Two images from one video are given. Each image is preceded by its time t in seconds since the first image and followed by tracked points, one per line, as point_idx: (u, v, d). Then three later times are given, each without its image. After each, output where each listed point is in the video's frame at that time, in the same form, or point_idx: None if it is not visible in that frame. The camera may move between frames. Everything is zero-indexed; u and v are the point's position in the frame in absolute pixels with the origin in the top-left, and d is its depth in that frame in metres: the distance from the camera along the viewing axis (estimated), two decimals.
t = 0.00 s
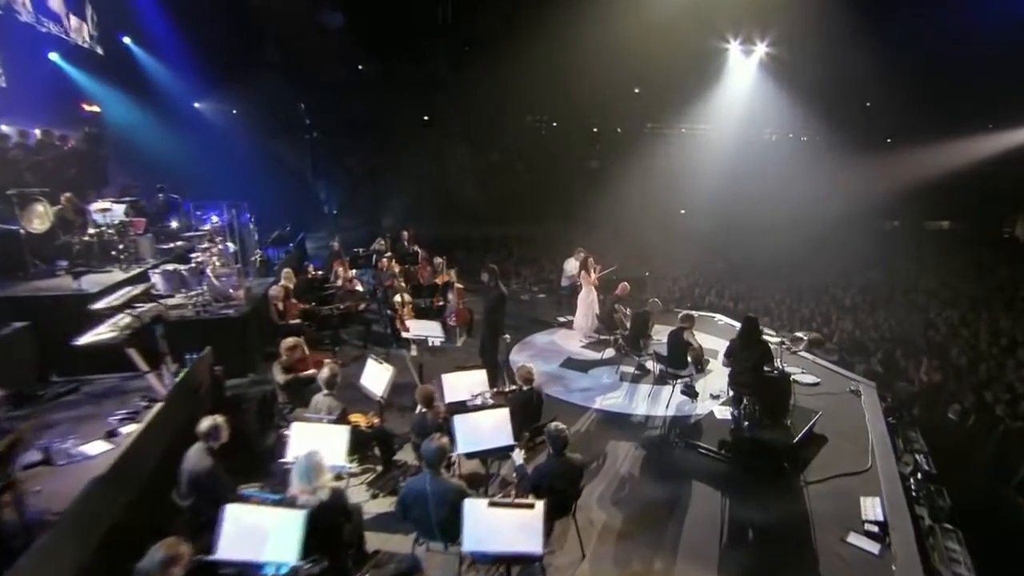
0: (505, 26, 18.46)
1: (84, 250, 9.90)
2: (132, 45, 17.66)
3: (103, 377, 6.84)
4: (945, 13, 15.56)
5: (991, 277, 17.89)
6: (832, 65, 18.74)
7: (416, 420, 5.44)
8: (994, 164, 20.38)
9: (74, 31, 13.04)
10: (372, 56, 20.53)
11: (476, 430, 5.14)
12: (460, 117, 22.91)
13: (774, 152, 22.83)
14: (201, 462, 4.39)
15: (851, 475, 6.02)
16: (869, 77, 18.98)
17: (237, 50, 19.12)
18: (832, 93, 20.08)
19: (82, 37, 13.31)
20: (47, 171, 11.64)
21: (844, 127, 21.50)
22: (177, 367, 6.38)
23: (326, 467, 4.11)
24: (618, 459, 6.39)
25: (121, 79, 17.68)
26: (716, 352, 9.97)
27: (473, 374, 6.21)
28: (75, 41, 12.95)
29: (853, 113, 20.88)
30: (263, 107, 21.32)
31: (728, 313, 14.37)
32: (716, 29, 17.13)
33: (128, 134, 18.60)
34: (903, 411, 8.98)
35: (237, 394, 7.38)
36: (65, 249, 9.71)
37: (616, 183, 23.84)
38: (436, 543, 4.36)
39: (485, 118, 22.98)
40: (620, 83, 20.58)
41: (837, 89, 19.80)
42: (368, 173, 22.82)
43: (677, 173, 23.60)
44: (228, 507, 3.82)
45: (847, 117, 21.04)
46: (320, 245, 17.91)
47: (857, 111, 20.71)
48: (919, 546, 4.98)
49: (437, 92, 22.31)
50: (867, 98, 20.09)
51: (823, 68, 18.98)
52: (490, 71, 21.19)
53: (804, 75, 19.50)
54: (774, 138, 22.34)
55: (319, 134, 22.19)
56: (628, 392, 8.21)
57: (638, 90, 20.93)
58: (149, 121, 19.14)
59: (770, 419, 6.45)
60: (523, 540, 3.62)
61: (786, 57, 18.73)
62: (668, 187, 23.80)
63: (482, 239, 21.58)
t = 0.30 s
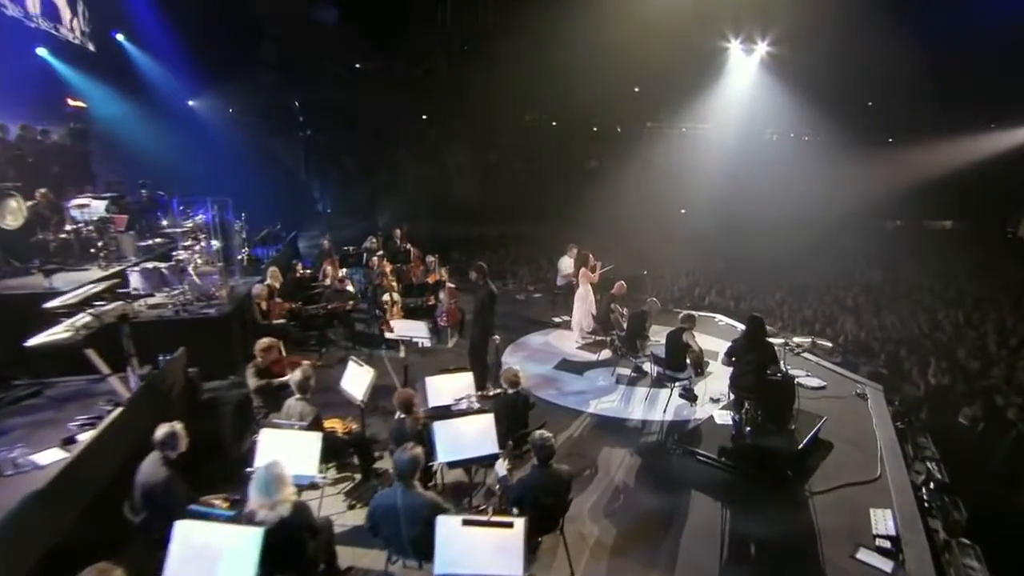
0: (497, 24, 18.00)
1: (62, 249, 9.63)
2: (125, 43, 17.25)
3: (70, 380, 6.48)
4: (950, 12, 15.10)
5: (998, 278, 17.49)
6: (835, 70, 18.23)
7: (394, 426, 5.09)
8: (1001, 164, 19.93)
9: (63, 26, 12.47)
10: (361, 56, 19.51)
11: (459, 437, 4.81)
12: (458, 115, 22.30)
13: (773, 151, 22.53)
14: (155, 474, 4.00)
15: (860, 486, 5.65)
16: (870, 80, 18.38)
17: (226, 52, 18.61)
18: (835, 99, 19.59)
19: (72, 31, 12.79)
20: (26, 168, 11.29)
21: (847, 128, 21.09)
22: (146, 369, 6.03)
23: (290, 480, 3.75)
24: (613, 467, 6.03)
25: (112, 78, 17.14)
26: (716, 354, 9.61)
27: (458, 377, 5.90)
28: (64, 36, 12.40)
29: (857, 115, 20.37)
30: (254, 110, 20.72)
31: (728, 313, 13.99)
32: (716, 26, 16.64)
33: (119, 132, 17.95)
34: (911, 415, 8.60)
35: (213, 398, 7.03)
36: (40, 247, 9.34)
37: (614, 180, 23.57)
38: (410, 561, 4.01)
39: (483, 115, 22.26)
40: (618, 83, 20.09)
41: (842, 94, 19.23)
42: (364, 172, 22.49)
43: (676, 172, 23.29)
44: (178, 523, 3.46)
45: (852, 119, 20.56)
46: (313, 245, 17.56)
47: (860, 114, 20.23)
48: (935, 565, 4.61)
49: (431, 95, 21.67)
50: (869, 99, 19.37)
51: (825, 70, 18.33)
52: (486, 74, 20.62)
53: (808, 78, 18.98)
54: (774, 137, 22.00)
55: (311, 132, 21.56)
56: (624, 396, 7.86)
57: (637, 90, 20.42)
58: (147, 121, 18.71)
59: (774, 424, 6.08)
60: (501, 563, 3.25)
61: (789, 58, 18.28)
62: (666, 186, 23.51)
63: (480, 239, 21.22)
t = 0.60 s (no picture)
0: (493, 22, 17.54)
1: (41, 247, 9.45)
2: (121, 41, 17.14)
3: (36, 384, 6.13)
4: (959, 11, 14.69)
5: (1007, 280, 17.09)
6: (842, 71, 17.64)
7: (370, 434, 4.76)
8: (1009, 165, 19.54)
9: (57, 24, 12.23)
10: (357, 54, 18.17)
11: (439, 446, 4.53)
12: (458, 115, 21.43)
13: (776, 151, 21.96)
14: (106, 487, 3.66)
15: (871, 498, 5.29)
16: (876, 80, 17.68)
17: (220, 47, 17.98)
18: (843, 99, 19.05)
19: (67, 28, 12.53)
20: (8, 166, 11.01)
21: (853, 128, 20.56)
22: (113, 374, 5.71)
23: (249, 495, 3.41)
24: (607, 478, 5.68)
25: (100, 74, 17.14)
26: (717, 357, 9.26)
27: (443, 382, 5.63)
28: (58, 34, 12.16)
29: (864, 116, 19.79)
30: (256, 113, 19.32)
31: (730, 315, 13.64)
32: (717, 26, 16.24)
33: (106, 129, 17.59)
34: (920, 421, 8.24)
35: (188, 402, 6.72)
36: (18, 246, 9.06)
37: (614, 181, 22.92)
38: None
39: (482, 111, 21.39)
40: (618, 81, 19.59)
41: (848, 94, 18.67)
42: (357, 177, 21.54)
43: (677, 173, 22.72)
44: (122, 544, 3.06)
45: (860, 120, 19.98)
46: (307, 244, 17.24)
47: (868, 115, 19.65)
48: None
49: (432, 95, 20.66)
50: (875, 99, 18.60)
51: (832, 70, 17.66)
52: (484, 74, 19.90)
53: (815, 79, 18.47)
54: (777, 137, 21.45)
55: (308, 132, 20.29)
56: (621, 400, 7.52)
57: (639, 89, 19.91)
58: (138, 120, 18.19)
59: (778, 432, 5.75)
60: None
61: (794, 59, 17.81)
62: (666, 188, 22.88)
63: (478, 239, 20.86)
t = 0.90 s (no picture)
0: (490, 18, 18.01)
1: (19, 245, 9.04)
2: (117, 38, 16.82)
3: None
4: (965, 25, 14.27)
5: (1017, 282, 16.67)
6: (841, 77, 17.50)
7: (343, 442, 4.44)
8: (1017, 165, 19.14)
9: (51, 20, 12.13)
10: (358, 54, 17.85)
11: (416, 457, 4.21)
12: (460, 113, 20.64)
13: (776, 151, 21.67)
14: (44, 504, 3.33)
15: (883, 513, 4.93)
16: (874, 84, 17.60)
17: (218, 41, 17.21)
18: (849, 100, 18.76)
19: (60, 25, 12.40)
20: None
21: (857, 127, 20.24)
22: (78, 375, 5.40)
23: (197, 506, 3.06)
24: (600, 489, 5.34)
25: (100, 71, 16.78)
26: (718, 359, 8.92)
27: (424, 386, 5.37)
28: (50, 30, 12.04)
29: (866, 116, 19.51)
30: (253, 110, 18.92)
31: (732, 316, 13.30)
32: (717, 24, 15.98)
33: (97, 126, 17.31)
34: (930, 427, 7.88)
35: (162, 405, 6.41)
36: None
37: (614, 181, 22.39)
38: None
39: (483, 103, 20.84)
40: (617, 79, 19.35)
41: (851, 95, 18.45)
42: (354, 173, 20.08)
43: (678, 176, 22.23)
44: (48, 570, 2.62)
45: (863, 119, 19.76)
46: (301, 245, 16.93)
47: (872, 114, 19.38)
48: None
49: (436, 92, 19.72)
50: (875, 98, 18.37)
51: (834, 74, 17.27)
52: (486, 71, 20.03)
53: (820, 83, 18.16)
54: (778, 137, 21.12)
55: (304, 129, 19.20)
56: (617, 405, 7.18)
57: (640, 90, 19.71)
58: (133, 117, 17.92)
59: (780, 440, 5.41)
60: None
61: (798, 64, 17.45)
62: (667, 189, 22.40)
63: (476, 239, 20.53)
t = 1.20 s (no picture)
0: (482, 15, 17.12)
1: None
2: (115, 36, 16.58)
3: None
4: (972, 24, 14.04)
5: None
6: (853, 78, 16.78)
7: (311, 449, 4.14)
8: None
9: (47, 18, 12.28)
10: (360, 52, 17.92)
11: (389, 465, 3.93)
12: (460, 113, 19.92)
13: (780, 151, 20.96)
14: None
15: (896, 525, 4.59)
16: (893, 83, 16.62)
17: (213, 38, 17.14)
18: (856, 99, 18.14)
19: (54, 21, 12.48)
20: None
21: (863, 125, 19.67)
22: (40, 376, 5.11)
23: (131, 519, 2.73)
24: (592, 498, 5.03)
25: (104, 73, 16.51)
26: (719, 361, 8.59)
27: (405, 390, 5.08)
28: (46, 27, 12.16)
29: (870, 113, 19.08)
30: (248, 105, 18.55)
31: (734, 317, 12.93)
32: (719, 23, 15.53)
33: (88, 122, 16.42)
34: (942, 433, 7.52)
35: (134, 409, 6.10)
36: None
37: (616, 185, 21.26)
38: None
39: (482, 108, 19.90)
40: (620, 78, 18.42)
41: (860, 95, 17.77)
42: (350, 173, 19.56)
43: (682, 177, 21.19)
44: None
45: (869, 117, 19.23)
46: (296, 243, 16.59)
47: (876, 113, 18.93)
48: None
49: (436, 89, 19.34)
50: (882, 97, 17.79)
51: (839, 76, 16.69)
52: (487, 72, 19.08)
53: (831, 82, 17.40)
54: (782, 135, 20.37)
55: (300, 128, 18.90)
56: (613, 409, 6.86)
57: (643, 89, 18.66)
58: (129, 115, 17.33)
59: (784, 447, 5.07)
60: None
61: (804, 66, 16.84)
62: (671, 190, 21.31)
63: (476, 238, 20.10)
